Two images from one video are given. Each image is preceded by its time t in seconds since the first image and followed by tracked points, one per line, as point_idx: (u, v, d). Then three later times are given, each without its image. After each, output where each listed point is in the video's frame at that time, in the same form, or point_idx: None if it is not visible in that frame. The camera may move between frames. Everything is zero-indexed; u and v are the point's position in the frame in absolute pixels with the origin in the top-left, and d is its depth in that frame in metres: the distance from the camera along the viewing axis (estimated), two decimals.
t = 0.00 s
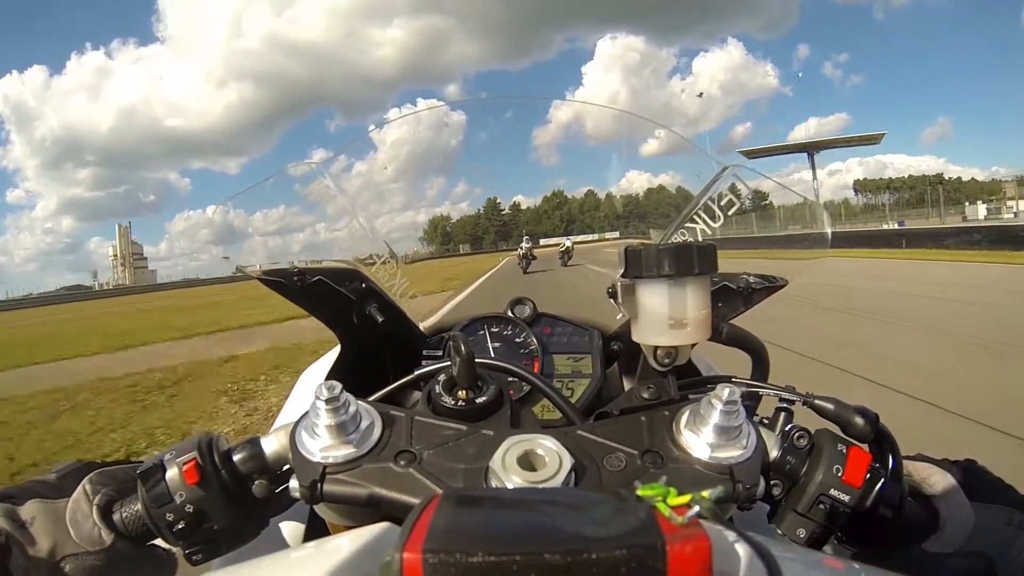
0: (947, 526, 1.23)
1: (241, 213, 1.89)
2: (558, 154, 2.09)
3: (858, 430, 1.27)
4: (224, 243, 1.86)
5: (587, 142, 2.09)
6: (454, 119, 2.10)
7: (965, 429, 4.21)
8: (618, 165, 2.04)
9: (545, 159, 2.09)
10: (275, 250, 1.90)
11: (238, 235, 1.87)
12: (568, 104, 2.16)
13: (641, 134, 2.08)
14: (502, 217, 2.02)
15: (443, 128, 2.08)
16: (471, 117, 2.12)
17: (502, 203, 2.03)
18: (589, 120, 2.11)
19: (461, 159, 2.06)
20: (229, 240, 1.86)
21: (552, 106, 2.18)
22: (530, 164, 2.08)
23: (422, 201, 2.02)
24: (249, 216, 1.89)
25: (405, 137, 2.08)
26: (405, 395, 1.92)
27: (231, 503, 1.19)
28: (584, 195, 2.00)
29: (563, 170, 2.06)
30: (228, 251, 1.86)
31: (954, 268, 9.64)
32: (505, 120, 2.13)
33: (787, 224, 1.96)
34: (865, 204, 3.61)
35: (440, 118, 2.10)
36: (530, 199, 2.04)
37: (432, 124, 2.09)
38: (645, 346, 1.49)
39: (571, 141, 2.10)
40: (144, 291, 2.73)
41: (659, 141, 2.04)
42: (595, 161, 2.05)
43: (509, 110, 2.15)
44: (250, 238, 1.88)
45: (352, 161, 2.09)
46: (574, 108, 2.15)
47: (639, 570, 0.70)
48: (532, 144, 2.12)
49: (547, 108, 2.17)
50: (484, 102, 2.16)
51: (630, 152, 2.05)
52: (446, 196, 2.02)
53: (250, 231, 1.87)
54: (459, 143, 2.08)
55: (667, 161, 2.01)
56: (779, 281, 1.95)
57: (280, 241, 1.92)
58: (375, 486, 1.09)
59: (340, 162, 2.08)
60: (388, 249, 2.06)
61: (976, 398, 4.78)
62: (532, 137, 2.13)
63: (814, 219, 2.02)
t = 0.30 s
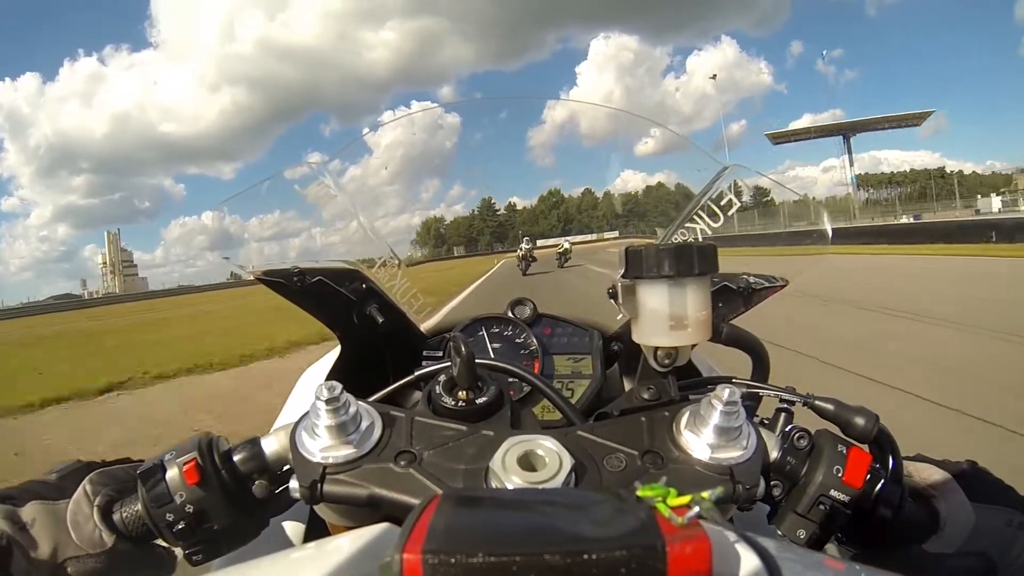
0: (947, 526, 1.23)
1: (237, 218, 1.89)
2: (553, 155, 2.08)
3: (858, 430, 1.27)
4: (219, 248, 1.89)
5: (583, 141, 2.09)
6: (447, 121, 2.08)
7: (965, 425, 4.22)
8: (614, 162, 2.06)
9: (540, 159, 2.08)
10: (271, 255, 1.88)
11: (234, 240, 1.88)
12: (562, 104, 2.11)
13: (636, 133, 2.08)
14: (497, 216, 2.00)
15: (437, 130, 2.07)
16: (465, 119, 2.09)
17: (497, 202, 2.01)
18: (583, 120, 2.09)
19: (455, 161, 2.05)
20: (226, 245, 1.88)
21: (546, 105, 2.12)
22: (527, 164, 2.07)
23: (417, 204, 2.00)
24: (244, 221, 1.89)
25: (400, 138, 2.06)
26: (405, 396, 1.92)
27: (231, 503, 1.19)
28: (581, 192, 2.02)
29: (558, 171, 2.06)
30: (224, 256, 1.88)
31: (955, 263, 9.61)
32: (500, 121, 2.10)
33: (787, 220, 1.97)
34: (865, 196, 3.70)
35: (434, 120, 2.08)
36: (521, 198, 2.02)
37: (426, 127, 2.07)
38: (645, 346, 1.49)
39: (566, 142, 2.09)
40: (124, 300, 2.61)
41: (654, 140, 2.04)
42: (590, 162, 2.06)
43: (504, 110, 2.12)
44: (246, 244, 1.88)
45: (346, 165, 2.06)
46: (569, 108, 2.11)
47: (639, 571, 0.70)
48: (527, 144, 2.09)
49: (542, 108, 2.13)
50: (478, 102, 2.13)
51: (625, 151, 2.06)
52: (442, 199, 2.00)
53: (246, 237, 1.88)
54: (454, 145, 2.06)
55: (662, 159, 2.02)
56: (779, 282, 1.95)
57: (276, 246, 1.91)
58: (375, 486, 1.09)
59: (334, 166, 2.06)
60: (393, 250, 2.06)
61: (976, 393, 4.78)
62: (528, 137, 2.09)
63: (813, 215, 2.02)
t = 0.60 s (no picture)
0: (946, 528, 1.23)
1: (234, 219, 1.89)
2: (549, 152, 2.10)
3: (858, 429, 1.28)
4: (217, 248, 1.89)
5: (580, 138, 2.10)
6: (444, 119, 2.08)
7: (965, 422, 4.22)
8: (612, 160, 2.05)
9: (537, 156, 2.10)
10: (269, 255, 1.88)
11: (232, 241, 1.88)
12: (557, 100, 2.11)
13: (631, 128, 2.06)
14: (494, 214, 2.01)
15: (434, 129, 2.06)
16: (462, 116, 2.09)
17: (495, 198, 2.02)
18: (581, 116, 2.08)
19: (453, 158, 2.06)
20: (224, 246, 1.88)
21: (541, 102, 2.13)
22: (523, 162, 2.08)
23: (415, 202, 2.02)
24: (242, 222, 1.89)
25: (397, 137, 2.05)
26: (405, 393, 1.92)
27: (231, 502, 1.19)
28: (579, 188, 2.03)
29: (556, 167, 2.08)
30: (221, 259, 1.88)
31: (955, 258, 9.60)
32: (496, 119, 2.10)
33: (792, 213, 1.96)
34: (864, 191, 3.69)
35: (431, 118, 2.07)
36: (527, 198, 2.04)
37: (423, 125, 2.07)
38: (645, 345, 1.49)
39: (562, 138, 2.10)
40: (118, 303, 2.62)
41: (651, 136, 2.02)
42: (586, 159, 2.07)
43: (501, 108, 2.12)
44: (244, 245, 1.88)
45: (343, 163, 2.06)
46: (564, 105, 2.10)
47: (640, 570, 0.70)
48: (523, 142, 2.10)
49: (538, 105, 2.14)
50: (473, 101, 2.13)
51: (619, 147, 2.06)
52: (440, 196, 2.02)
53: (244, 237, 1.88)
54: (451, 142, 2.07)
55: (659, 156, 2.01)
56: (780, 281, 1.94)
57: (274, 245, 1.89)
58: (375, 485, 1.09)
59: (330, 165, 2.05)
60: (394, 249, 2.05)
61: (977, 389, 4.78)
62: (524, 135, 2.11)
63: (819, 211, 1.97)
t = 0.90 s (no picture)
0: (946, 528, 1.23)
1: (232, 223, 1.90)
2: (547, 153, 2.08)
3: (858, 430, 1.28)
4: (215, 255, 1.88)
5: (578, 139, 2.09)
6: (441, 121, 2.08)
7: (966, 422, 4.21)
8: (612, 161, 2.04)
9: (534, 156, 2.08)
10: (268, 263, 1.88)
11: (230, 246, 1.88)
12: (555, 102, 2.13)
13: (628, 128, 2.07)
14: (491, 215, 2.00)
15: (431, 129, 2.06)
16: (459, 118, 2.10)
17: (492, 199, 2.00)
18: (578, 117, 2.09)
19: (451, 160, 2.05)
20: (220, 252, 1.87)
21: (538, 104, 2.14)
22: (520, 162, 2.07)
23: (412, 205, 2.00)
24: (239, 226, 1.90)
25: (395, 139, 2.05)
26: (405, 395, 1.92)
27: (231, 505, 1.19)
28: (578, 188, 2.01)
29: (553, 168, 2.06)
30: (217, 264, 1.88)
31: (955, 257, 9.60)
32: (494, 120, 2.10)
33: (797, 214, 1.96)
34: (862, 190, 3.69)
35: (428, 120, 2.07)
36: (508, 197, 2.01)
37: (420, 126, 2.06)
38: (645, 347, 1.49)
39: (560, 139, 2.09)
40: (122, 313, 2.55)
41: (649, 136, 2.04)
42: (586, 159, 2.06)
43: (498, 109, 2.12)
44: (242, 253, 1.87)
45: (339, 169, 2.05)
46: (563, 106, 2.12)
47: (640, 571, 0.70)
48: (522, 143, 2.10)
49: (536, 106, 2.14)
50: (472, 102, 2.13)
51: (618, 147, 2.05)
52: (437, 199, 2.00)
53: (243, 242, 1.88)
54: (448, 144, 2.06)
55: (658, 156, 2.03)
56: (779, 283, 1.95)
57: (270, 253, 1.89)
58: (375, 488, 1.09)
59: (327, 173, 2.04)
60: (393, 251, 2.03)
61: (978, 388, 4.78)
62: (521, 136, 2.10)
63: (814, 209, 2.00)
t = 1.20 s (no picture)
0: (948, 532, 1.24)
1: (229, 240, 1.91)
2: (543, 160, 2.02)
3: (858, 430, 1.28)
4: (214, 272, 1.92)
5: (574, 144, 2.03)
6: (435, 131, 2.03)
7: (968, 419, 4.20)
8: (608, 163, 2.00)
9: (529, 164, 2.02)
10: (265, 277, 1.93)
11: (228, 264, 1.90)
12: (548, 107, 2.05)
13: (624, 129, 2.03)
14: (487, 222, 1.98)
15: (425, 140, 2.01)
16: (453, 127, 2.05)
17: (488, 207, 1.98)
18: (572, 122, 2.03)
19: (447, 170, 2.01)
20: (218, 269, 1.91)
21: (532, 109, 2.06)
22: (516, 171, 2.02)
23: (408, 217, 2.00)
24: (238, 242, 1.91)
25: (391, 151, 1.99)
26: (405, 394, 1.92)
27: (231, 503, 1.19)
28: (576, 190, 1.97)
29: (548, 173, 2.00)
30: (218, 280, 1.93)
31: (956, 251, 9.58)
32: (488, 127, 2.05)
33: (797, 208, 1.96)
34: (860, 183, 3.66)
35: (421, 130, 2.01)
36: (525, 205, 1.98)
37: (414, 137, 2.01)
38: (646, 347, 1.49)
39: (556, 145, 2.03)
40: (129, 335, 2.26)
41: (644, 138, 2.01)
42: (583, 163, 2.01)
43: (492, 117, 2.06)
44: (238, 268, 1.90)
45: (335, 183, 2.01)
46: (556, 111, 2.05)
47: (641, 570, 0.70)
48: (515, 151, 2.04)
49: (530, 110, 2.07)
50: (465, 107, 2.07)
51: (614, 150, 2.02)
52: (434, 208, 2.00)
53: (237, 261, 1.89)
54: (443, 154, 2.02)
55: (654, 156, 2.01)
56: (779, 282, 1.96)
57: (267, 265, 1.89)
58: (375, 486, 1.09)
59: (324, 184, 2.02)
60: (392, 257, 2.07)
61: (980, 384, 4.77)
62: (516, 144, 2.04)
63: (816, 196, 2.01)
